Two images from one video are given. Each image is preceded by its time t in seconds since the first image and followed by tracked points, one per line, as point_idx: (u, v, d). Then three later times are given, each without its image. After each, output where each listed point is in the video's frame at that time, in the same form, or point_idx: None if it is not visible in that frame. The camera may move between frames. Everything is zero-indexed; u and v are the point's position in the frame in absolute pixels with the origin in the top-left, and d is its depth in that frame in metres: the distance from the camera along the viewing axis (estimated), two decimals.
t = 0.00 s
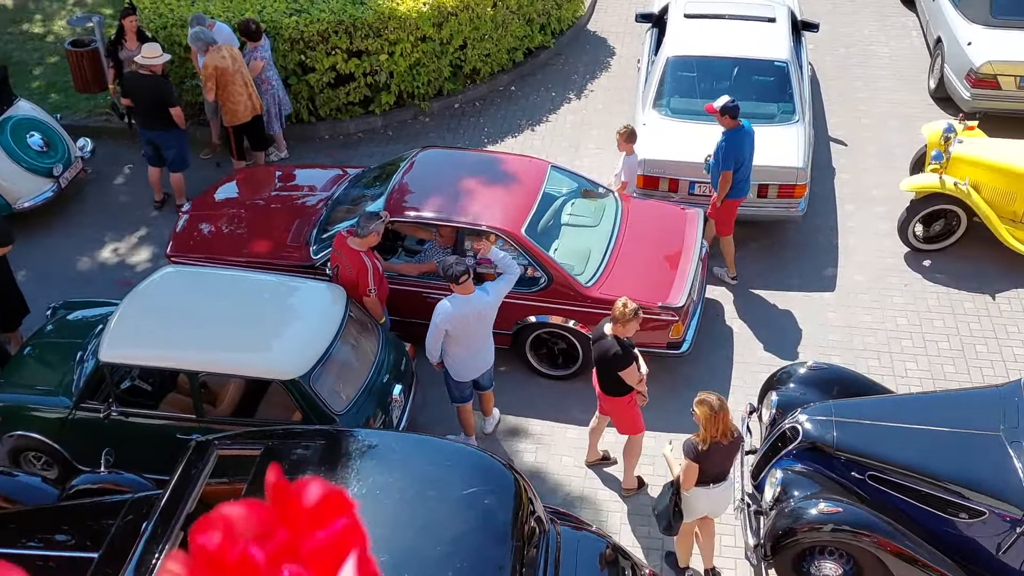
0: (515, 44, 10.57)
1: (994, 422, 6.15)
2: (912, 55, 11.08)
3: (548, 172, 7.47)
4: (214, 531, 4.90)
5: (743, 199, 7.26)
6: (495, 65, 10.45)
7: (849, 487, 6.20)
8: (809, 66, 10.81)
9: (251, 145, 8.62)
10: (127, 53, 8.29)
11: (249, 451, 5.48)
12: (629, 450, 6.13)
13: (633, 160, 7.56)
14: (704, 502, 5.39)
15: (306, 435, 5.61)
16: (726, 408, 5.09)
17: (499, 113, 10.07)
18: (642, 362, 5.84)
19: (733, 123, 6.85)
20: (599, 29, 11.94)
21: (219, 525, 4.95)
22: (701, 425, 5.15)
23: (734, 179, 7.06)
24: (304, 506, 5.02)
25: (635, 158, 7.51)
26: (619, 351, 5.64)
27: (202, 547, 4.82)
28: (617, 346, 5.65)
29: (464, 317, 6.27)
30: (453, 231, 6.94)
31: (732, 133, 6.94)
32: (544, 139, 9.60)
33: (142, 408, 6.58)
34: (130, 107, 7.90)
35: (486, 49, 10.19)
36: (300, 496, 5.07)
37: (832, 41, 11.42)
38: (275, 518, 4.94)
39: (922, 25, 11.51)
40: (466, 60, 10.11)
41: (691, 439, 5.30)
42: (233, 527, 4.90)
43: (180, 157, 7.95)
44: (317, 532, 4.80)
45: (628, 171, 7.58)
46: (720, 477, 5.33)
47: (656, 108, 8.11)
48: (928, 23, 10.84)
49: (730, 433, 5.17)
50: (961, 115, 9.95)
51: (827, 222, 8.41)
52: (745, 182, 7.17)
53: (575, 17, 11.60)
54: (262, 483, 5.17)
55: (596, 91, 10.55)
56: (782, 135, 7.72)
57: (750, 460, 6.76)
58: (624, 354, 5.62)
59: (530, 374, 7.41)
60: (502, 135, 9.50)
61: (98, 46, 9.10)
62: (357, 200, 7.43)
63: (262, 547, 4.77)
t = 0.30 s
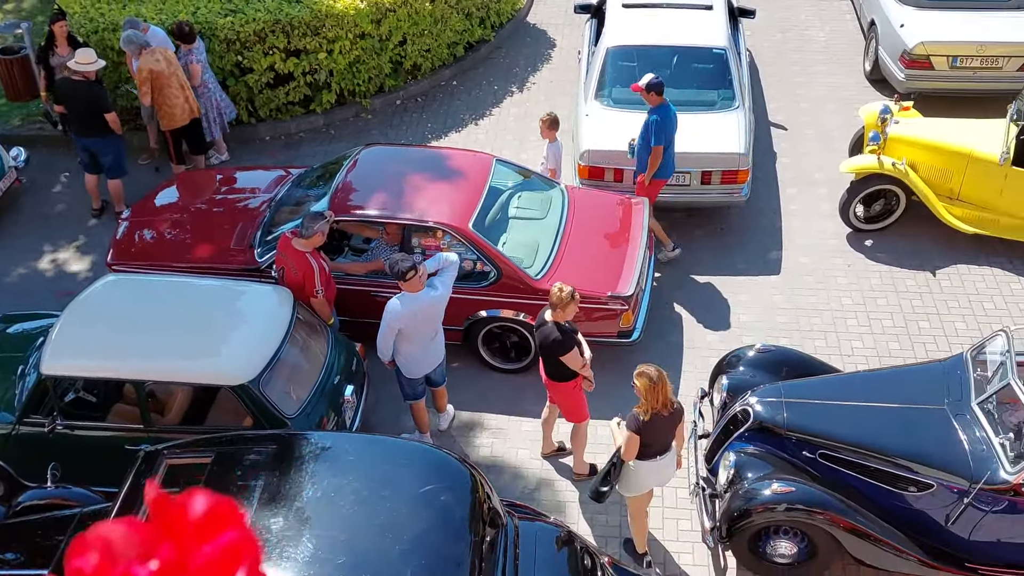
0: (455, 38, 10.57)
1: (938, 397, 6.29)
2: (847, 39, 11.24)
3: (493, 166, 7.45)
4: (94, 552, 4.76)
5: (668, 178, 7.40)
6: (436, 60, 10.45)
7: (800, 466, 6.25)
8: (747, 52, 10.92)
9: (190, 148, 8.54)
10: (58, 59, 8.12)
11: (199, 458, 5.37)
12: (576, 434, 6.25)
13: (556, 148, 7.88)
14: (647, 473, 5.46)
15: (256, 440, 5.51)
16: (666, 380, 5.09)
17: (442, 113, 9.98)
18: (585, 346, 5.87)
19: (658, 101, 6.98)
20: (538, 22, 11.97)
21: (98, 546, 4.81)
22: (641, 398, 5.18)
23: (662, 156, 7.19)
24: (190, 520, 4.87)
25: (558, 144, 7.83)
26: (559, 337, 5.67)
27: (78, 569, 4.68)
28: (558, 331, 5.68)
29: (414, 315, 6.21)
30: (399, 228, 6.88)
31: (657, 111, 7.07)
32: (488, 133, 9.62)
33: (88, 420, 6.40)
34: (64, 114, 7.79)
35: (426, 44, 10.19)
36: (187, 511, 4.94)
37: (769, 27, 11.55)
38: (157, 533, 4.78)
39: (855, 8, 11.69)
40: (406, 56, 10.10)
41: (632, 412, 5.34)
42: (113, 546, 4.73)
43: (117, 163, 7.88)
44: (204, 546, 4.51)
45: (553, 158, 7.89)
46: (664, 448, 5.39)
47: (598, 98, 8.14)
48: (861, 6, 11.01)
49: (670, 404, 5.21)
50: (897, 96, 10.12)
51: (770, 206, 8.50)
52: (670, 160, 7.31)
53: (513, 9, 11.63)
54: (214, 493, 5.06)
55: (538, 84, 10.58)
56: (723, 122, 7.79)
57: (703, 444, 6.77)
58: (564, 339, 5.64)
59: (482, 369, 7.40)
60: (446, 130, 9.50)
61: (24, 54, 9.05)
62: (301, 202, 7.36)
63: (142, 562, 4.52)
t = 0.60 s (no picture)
0: (399, 36, 10.54)
1: (891, 375, 6.40)
2: (787, 24, 11.36)
3: (442, 163, 7.41)
4: None
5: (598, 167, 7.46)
6: (381, 59, 10.42)
7: (759, 449, 6.27)
8: (690, 41, 10.98)
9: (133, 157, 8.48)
10: None
11: (154, 472, 5.28)
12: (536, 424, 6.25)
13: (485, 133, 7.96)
14: (607, 448, 5.47)
15: (212, 450, 5.43)
16: (621, 354, 5.11)
17: (389, 106, 10.08)
18: (538, 335, 5.87)
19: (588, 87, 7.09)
20: (482, 17, 11.97)
21: None
22: (596, 372, 5.19)
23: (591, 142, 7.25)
24: (100, 551, 4.88)
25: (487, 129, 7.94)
26: (511, 328, 5.64)
27: None
28: (509, 322, 5.66)
29: (371, 317, 6.15)
30: (350, 229, 6.82)
31: (588, 98, 7.17)
32: (436, 130, 9.61)
33: (40, 438, 6.19)
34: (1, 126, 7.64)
35: (370, 43, 10.17)
36: (96, 540, 4.95)
37: (711, 16, 11.63)
38: (66, 567, 4.81)
39: None
40: (350, 56, 10.07)
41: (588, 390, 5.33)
42: None
43: (59, 175, 7.79)
44: None
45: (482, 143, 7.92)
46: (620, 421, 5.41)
47: (544, 92, 8.16)
48: None
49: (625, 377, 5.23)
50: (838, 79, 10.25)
51: (719, 193, 8.57)
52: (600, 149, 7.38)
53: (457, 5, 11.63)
54: (171, 506, 4.99)
55: (484, 79, 10.57)
56: (669, 111, 7.84)
57: (662, 432, 6.78)
58: (516, 330, 5.62)
59: (440, 368, 7.37)
60: (393, 130, 9.49)
61: None
62: (248, 206, 7.28)
63: None
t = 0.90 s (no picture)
0: (343, 39, 10.52)
1: (845, 358, 6.48)
2: (730, 15, 11.46)
3: (393, 165, 7.35)
4: None
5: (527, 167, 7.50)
6: (326, 62, 10.40)
7: (718, 437, 6.30)
8: (635, 35, 11.03)
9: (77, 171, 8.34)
10: None
11: (110, 490, 5.14)
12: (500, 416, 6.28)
13: (414, 132, 7.95)
14: (570, 430, 5.51)
15: (171, 464, 5.33)
16: (578, 337, 5.16)
17: (337, 110, 10.05)
18: (497, 334, 5.94)
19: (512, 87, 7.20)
20: (427, 17, 11.98)
21: None
22: (555, 356, 5.22)
23: (515, 140, 7.33)
24: None
25: (416, 128, 7.94)
26: (469, 325, 5.71)
27: None
28: (467, 320, 5.72)
29: (327, 321, 6.09)
30: (301, 235, 6.75)
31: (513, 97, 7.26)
32: (385, 132, 9.59)
33: None
34: None
35: (314, 47, 10.16)
36: None
37: (655, 9, 11.70)
38: None
39: None
40: (295, 60, 10.04)
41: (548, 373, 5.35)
42: None
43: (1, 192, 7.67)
44: None
45: (410, 141, 7.92)
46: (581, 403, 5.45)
47: (492, 91, 8.18)
48: None
49: (586, 359, 5.24)
50: (782, 68, 10.36)
51: (670, 186, 8.62)
52: (528, 149, 7.43)
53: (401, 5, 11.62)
54: (130, 525, 4.87)
55: (432, 79, 10.57)
56: (617, 105, 7.88)
57: (623, 425, 6.80)
58: (474, 326, 5.68)
59: (399, 371, 7.33)
60: (342, 133, 9.47)
61: None
62: (197, 216, 7.19)
63: None
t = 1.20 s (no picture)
0: (290, 45, 10.53)
1: (802, 346, 6.55)
2: (676, 10, 11.54)
3: (346, 169, 7.29)
4: None
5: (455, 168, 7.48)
6: (274, 69, 10.38)
7: (681, 429, 6.34)
8: (583, 32, 11.06)
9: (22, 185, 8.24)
10: None
11: (67, 511, 5.02)
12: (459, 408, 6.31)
13: (343, 134, 7.98)
14: (530, 423, 5.51)
15: (130, 481, 5.24)
16: (536, 331, 5.14)
17: (286, 115, 10.04)
18: (465, 331, 5.90)
19: (432, 90, 7.26)
20: (374, 20, 11.98)
21: None
22: (512, 350, 5.20)
23: (438, 144, 7.35)
24: None
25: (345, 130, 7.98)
26: (437, 324, 5.66)
27: None
28: (436, 319, 5.66)
29: (284, 330, 6.04)
30: (255, 244, 6.67)
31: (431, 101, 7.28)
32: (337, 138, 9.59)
33: None
34: None
35: (261, 53, 10.13)
36: None
37: (602, 6, 11.74)
38: None
39: None
40: (242, 68, 10.00)
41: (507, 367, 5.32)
42: None
43: None
44: None
45: (339, 145, 7.96)
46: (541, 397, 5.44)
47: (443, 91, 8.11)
48: None
49: (545, 352, 5.22)
50: (730, 61, 10.45)
51: (624, 181, 8.65)
52: (454, 150, 7.41)
53: (348, 10, 11.63)
54: (89, 546, 4.77)
55: (382, 83, 10.57)
56: (569, 103, 7.90)
57: (587, 421, 6.79)
58: (442, 326, 5.63)
59: (360, 377, 7.28)
60: (293, 139, 9.46)
61: None
62: (147, 228, 7.11)
63: None
